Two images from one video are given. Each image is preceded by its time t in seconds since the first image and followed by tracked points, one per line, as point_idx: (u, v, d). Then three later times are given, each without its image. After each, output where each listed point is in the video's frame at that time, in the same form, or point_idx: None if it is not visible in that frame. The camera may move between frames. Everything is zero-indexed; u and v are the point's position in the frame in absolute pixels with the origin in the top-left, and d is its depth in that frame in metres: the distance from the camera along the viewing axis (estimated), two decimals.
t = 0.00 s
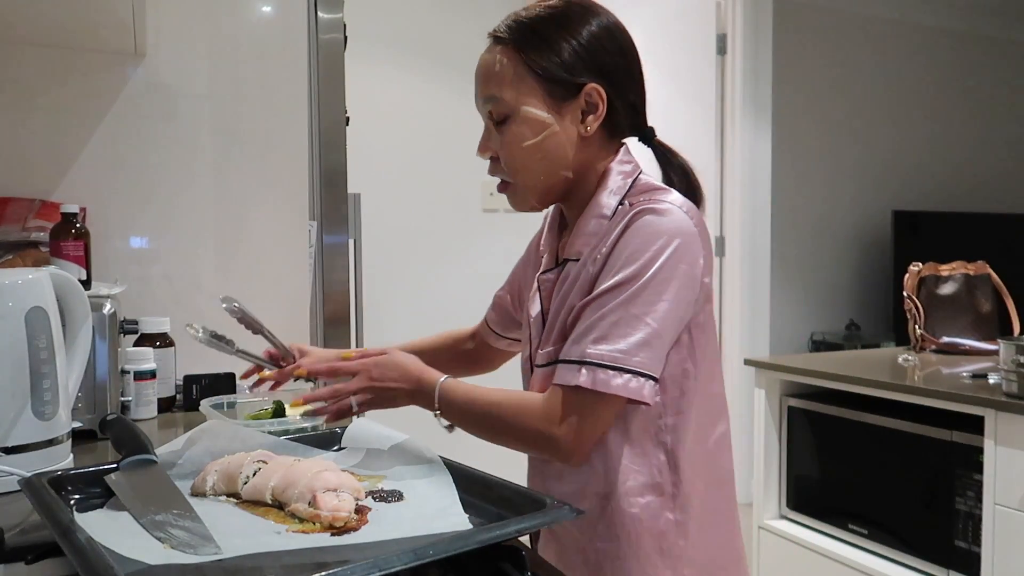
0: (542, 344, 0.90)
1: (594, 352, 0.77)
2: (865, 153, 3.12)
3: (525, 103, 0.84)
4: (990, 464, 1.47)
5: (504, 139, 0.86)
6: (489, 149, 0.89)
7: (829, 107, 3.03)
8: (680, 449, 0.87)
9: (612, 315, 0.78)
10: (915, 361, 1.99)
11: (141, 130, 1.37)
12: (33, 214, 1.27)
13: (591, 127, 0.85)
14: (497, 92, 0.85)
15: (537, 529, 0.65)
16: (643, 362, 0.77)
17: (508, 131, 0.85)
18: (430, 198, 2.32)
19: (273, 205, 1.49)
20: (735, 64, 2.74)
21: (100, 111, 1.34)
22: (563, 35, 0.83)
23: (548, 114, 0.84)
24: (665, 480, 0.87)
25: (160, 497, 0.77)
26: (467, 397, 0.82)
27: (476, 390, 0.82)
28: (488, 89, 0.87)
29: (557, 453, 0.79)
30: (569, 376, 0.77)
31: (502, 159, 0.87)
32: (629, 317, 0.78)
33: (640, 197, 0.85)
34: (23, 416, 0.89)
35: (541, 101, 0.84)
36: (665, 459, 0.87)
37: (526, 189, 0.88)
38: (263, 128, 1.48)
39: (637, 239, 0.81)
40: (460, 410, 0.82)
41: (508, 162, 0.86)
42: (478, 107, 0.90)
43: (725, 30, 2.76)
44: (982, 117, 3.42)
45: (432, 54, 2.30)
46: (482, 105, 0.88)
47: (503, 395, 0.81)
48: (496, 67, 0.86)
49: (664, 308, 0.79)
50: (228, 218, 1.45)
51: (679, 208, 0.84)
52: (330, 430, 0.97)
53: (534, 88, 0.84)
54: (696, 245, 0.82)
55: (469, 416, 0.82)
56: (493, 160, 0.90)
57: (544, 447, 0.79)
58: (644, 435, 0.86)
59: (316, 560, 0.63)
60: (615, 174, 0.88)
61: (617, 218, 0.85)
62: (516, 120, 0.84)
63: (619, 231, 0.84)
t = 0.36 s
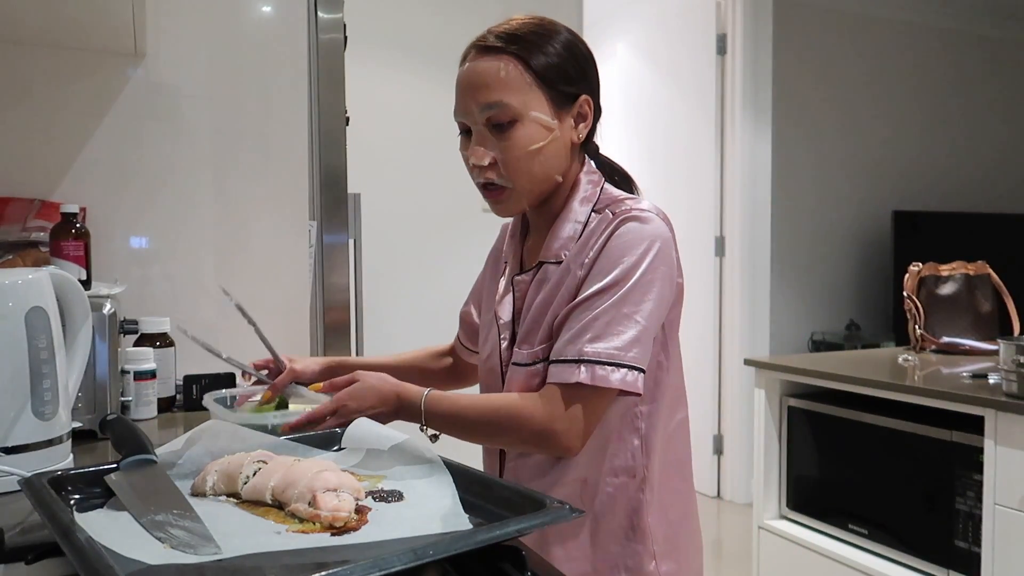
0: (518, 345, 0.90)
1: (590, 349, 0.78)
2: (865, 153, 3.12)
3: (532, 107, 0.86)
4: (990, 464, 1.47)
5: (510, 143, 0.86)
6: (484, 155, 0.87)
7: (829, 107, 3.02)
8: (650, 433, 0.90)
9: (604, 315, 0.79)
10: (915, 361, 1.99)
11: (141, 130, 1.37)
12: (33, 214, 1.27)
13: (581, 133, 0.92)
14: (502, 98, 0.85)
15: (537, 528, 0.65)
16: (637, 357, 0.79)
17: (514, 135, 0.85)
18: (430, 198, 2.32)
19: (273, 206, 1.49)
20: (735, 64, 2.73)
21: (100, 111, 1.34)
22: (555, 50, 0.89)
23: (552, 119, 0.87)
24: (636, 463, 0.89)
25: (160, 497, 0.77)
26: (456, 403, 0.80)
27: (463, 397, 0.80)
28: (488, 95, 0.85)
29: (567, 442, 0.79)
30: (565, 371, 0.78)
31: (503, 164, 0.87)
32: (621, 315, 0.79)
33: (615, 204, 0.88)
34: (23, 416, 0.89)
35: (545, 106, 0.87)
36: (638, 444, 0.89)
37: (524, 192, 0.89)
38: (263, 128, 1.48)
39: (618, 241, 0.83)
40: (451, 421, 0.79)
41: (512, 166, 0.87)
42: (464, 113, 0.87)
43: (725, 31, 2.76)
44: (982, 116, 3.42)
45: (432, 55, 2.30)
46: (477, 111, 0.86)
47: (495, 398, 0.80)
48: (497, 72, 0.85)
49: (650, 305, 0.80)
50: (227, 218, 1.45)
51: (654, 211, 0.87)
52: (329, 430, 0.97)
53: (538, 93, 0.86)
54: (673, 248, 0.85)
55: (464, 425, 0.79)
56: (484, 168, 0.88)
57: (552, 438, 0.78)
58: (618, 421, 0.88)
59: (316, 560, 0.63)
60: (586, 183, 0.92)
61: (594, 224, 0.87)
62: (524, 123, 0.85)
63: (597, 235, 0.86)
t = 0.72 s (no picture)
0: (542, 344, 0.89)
1: (634, 351, 0.76)
2: (865, 153, 3.12)
3: (567, 101, 0.84)
4: (990, 464, 1.47)
5: (545, 135, 0.84)
6: (517, 147, 0.85)
7: (829, 107, 3.02)
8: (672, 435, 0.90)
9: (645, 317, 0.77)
10: (915, 360, 1.99)
11: (141, 129, 1.37)
12: (34, 214, 1.27)
13: (614, 129, 0.90)
14: (537, 89, 0.83)
15: (536, 529, 0.65)
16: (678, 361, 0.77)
17: (549, 128, 0.84)
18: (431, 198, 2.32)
19: (273, 206, 1.49)
20: (735, 64, 2.73)
21: (100, 111, 1.34)
22: (589, 43, 0.87)
23: (587, 114, 0.86)
24: (657, 466, 0.88)
25: (159, 497, 0.77)
26: (503, 371, 0.76)
27: (515, 366, 0.76)
28: (523, 86, 0.84)
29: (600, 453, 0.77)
30: (609, 376, 0.76)
31: (536, 158, 0.84)
32: (662, 317, 0.78)
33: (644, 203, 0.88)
34: (23, 416, 0.90)
35: (580, 100, 0.85)
36: (660, 447, 0.88)
37: (554, 187, 0.87)
38: (264, 128, 1.48)
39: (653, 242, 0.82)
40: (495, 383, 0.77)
41: (545, 161, 0.85)
42: (497, 104, 0.85)
43: (726, 30, 2.77)
44: (983, 116, 3.42)
45: (432, 55, 2.30)
46: (511, 101, 0.84)
47: (542, 375, 0.76)
48: (534, 62, 0.83)
49: (688, 308, 0.80)
50: (228, 218, 1.45)
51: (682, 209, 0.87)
52: (330, 430, 0.97)
53: (574, 86, 0.85)
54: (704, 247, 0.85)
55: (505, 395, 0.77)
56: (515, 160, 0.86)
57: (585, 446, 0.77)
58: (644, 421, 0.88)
59: (316, 560, 0.63)
60: (612, 181, 0.91)
61: (622, 223, 0.87)
62: (558, 117, 0.84)
63: (628, 235, 0.86)
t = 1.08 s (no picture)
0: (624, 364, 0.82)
1: (804, 382, 0.71)
2: (865, 153, 3.12)
3: (618, 85, 0.78)
4: (990, 463, 1.47)
5: (594, 124, 0.78)
6: (565, 139, 0.79)
7: (830, 107, 3.02)
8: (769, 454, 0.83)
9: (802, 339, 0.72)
10: (915, 360, 1.99)
11: (142, 129, 1.37)
12: (34, 214, 1.27)
13: (674, 115, 0.83)
14: (584, 73, 0.77)
15: (537, 528, 0.65)
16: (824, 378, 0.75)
17: (600, 115, 0.77)
18: (430, 198, 2.33)
19: (272, 206, 1.49)
20: (735, 64, 2.72)
21: (101, 111, 1.34)
22: (646, 21, 0.81)
23: (642, 98, 0.79)
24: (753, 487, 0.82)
25: (160, 497, 0.77)
26: (682, 420, 0.69)
27: (685, 410, 0.70)
28: (571, 71, 0.78)
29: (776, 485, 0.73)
30: (785, 410, 0.71)
31: (585, 149, 0.79)
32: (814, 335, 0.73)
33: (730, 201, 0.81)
34: (23, 417, 0.90)
35: (634, 83, 0.79)
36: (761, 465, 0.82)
37: (609, 181, 0.80)
38: (264, 128, 1.48)
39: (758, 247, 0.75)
40: (674, 437, 0.70)
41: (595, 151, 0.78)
42: (543, 94, 0.80)
43: (726, 31, 2.72)
44: (985, 116, 3.41)
45: (433, 55, 2.29)
46: (558, 89, 0.79)
47: (721, 418, 0.70)
48: (580, 45, 0.78)
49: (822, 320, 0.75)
50: (228, 218, 1.45)
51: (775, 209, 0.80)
52: (330, 431, 0.97)
53: (627, 69, 0.78)
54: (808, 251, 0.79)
55: (678, 445, 0.70)
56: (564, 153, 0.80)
57: (764, 483, 0.73)
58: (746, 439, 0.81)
59: (316, 560, 0.64)
60: (687, 175, 0.85)
61: (711, 223, 0.80)
62: (608, 103, 0.77)
63: (723, 238, 0.78)
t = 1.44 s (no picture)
0: (687, 385, 0.77)
1: (932, 411, 0.65)
2: (866, 153, 3.12)
3: (659, 62, 0.73)
4: (991, 464, 1.57)
5: (632, 110, 0.74)
6: (605, 127, 0.75)
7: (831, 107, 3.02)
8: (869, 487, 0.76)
9: (913, 364, 0.65)
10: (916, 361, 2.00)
11: (142, 128, 1.37)
12: (34, 214, 1.27)
13: (733, 89, 0.77)
14: (620, 54, 0.73)
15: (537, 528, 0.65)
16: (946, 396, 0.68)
17: (638, 100, 0.73)
18: (430, 198, 2.33)
19: (272, 205, 1.49)
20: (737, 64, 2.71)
21: (101, 112, 1.34)
22: None
23: (689, 75, 0.74)
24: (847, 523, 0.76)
25: (160, 498, 0.77)
26: (800, 472, 0.64)
27: (800, 459, 0.64)
28: (606, 51, 0.73)
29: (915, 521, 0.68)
30: (916, 445, 0.64)
31: (625, 137, 0.74)
32: (930, 352, 0.66)
33: (805, 191, 0.74)
34: (23, 417, 0.90)
35: (678, 60, 0.73)
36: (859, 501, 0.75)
37: (655, 171, 0.76)
38: (264, 128, 1.47)
39: (836, 255, 0.67)
40: (795, 493, 0.64)
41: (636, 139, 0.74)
42: (581, 78, 0.76)
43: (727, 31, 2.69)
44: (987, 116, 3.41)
45: (433, 55, 2.29)
46: (593, 73, 0.74)
47: (847, 462, 0.65)
48: (613, 21, 0.73)
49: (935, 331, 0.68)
50: (227, 217, 1.45)
51: (866, 200, 0.71)
52: (328, 432, 0.99)
53: (672, 43, 0.73)
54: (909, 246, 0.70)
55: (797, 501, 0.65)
56: (605, 143, 0.76)
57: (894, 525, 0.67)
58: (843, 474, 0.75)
59: (316, 559, 0.63)
60: (756, 162, 0.79)
61: (785, 219, 0.73)
62: (649, 83, 0.73)
63: (798, 235, 0.71)
